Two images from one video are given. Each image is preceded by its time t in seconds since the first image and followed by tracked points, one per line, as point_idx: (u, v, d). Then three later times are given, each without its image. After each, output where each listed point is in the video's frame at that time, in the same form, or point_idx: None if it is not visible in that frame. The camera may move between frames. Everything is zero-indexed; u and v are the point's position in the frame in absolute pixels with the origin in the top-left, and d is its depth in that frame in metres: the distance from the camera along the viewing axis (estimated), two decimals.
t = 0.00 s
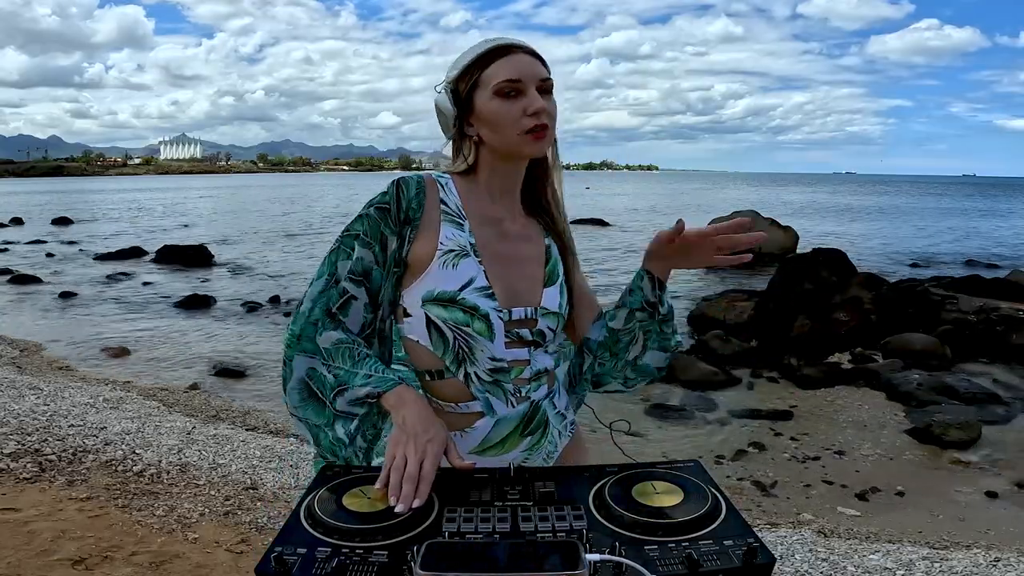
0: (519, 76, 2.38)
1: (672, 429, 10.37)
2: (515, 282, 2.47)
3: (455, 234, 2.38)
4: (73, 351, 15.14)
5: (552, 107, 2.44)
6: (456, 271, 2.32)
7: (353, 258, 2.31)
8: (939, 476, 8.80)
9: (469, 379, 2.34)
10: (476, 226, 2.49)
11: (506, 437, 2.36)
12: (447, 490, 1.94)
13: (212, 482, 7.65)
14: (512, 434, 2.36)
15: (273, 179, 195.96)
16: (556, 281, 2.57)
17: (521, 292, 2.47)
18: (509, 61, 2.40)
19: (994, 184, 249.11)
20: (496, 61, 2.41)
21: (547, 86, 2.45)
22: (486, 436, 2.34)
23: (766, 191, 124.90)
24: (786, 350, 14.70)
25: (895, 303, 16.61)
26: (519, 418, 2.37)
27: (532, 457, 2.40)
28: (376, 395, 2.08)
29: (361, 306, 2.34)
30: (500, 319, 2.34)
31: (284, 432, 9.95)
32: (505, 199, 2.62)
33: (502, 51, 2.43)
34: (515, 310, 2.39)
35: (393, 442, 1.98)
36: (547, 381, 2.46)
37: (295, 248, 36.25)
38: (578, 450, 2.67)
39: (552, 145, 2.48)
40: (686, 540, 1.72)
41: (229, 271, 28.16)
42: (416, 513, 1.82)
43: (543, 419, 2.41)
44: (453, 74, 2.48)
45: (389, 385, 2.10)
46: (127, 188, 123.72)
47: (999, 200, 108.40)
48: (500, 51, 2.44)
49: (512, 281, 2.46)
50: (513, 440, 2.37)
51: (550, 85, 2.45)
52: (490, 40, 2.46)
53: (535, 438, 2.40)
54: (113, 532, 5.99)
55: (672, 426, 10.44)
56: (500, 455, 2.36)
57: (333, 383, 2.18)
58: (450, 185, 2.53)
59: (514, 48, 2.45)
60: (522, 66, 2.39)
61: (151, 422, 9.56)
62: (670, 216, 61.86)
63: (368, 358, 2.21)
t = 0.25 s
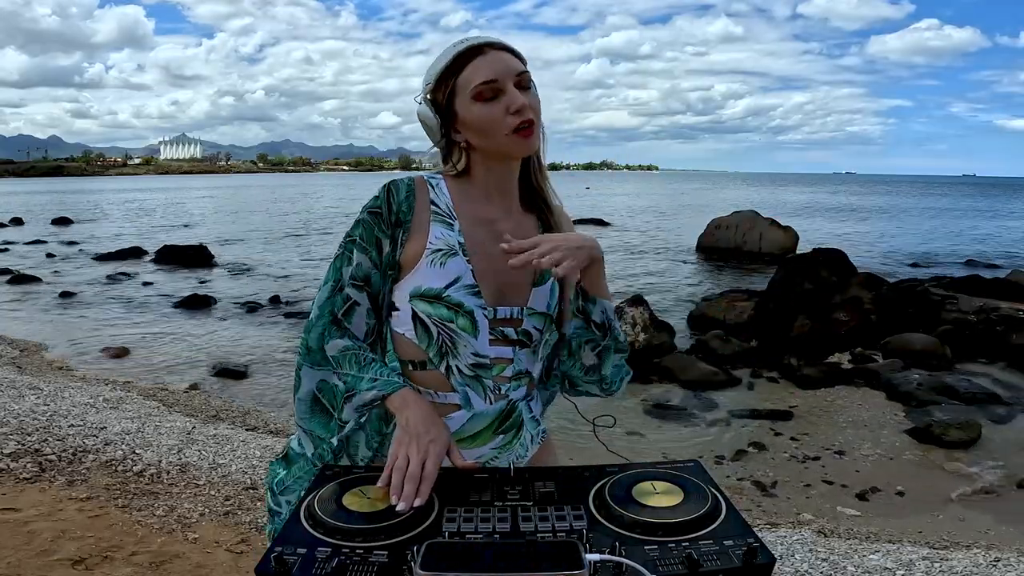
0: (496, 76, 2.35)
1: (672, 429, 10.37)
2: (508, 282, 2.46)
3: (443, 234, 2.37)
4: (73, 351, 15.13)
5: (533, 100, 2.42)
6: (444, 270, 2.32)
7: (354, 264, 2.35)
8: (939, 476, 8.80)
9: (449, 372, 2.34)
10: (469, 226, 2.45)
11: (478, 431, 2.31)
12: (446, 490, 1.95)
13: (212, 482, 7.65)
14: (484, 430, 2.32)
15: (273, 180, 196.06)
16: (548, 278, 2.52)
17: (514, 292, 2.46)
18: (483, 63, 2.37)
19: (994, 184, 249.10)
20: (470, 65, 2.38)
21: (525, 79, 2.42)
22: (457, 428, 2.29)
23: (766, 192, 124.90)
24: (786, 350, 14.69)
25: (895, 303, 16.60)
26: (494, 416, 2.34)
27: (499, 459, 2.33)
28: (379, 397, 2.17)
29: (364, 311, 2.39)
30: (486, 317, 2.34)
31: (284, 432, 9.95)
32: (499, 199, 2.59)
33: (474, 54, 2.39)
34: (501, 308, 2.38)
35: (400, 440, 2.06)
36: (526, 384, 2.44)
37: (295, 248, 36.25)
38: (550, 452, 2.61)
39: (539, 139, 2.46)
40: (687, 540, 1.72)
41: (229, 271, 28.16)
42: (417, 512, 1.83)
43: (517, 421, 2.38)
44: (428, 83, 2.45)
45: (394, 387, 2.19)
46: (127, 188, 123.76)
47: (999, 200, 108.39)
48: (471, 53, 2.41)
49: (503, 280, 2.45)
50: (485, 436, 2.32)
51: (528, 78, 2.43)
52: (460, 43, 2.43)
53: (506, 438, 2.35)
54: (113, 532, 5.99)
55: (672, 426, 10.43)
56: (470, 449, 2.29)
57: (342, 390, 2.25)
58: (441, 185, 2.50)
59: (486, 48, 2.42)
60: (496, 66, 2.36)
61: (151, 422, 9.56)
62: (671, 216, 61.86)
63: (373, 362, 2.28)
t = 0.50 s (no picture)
0: (463, 78, 2.32)
1: (671, 429, 10.38)
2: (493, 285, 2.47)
3: (422, 238, 2.45)
4: (73, 351, 15.13)
5: (504, 98, 2.37)
6: (422, 272, 2.41)
7: (344, 274, 2.45)
8: (939, 476, 8.79)
9: (430, 370, 2.42)
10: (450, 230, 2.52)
11: (451, 428, 2.38)
12: (446, 490, 1.95)
13: (212, 482, 7.65)
14: (456, 428, 2.39)
15: (272, 180, 196.04)
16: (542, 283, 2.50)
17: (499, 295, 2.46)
18: (450, 66, 2.34)
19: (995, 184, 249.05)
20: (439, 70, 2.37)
21: (496, 77, 2.37)
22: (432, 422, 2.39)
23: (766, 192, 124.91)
24: (786, 350, 14.69)
25: (895, 303, 16.60)
26: (468, 417, 2.40)
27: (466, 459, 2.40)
28: (376, 400, 2.25)
29: (357, 319, 2.49)
30: (467, 319, 2.40)
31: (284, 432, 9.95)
32: (487, 200, 2.57)
33: (443, 57, 2.37)
34: (484, 311, 2.42)
35: (398, 440, 2.10)
36: (512, 391, 2.46)
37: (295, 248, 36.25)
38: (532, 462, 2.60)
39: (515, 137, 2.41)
40: (687, 540, 1.72)
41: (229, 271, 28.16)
42: (417, 511, 1.83)
43: (494, 427, 2.41)
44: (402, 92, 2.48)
45: (390, 391, 2.27)
46: (127, 188, 123.75)
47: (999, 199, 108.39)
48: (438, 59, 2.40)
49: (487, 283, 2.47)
50: (456, 434, 2.39)
51: (499, 75, 2.38)
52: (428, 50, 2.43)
53: (479, 440, 2.40)
54: (113, 532, 5.99)
55: (671, 426, 10.44)
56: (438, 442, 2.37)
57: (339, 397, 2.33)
58: (422, 194, 2.57)
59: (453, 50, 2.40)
60: (463, 69, 2.33)
61: (151, 422, 9.56)
62: (671, 216, 61.85)
63: (369, 369, 2.38)
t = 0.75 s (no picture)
0: (438, 84, 2.35)
1: (671, 429, 10.38)
2: (481, 282, 2.49)
3: (412, 242, 2.55)
4: (74, 351, 15.14)
5: (481, 103, 2.37)
6: (409, 273, 2.50)
7: (355, 278, 2.61)
8: (939, 477, 8.79)
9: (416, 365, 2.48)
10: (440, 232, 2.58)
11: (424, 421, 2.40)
12: (446, 490, 1.95)
13: (212, 482, 7.66)
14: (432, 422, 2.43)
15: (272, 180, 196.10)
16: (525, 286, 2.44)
17: (488, 291, 2.47)
18: (427, 72, 2.37)
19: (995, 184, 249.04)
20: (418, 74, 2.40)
21: (473, 81, 2.37)
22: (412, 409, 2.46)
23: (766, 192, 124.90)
24: (786, 350, 14.70)
25: (895, 303, 16.60)
26: (445, 415, 2.42)
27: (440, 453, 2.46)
28: (383, 399, 2.27)
29: (372, 319, 2.61)
30: (444, 319, 2.42)
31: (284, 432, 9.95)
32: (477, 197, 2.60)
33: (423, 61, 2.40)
34: (462, 312, 2.41)
35: (400, 438, 2.10)
36: (496, 400, 2.44)
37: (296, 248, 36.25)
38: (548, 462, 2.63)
39: (493, 140, 2.42)
40: (688, 540, 1.72)
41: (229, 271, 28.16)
42: (418, 511, 1.83)
43: (469, 431, 2.43)
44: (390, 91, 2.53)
45: (397, 389, 2.29)
46: (127, 189, 123.83)
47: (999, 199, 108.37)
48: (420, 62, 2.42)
49: (475, 282, 2.50)
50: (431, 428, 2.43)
51: (478, 80, 2.37)
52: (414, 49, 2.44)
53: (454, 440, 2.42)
54: (113, 532, 5.98)
55: (671, 426, 10.44)
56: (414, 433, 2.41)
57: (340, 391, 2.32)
58: (421, 202, 2.68)
59: (436, 52, 2.41)
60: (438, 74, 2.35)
61: (151, 422, 9.56)
62: (671, 216, 61.85)
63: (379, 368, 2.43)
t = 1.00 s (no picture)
0: (443, 82, 2.32)
1: (671, 429, 10.39)
2: (481, 279, 2.50)
3: (422, 243, 2.58)
4: (74, 352, 15.14)
5: (482, 106, 2.34)
6: (419, 273, 2.53)
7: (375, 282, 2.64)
8: (939, 476, 8.79)
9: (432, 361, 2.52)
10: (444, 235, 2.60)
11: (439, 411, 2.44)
12: (447, 490, 1.95)
13: (212, 482, 7.66)
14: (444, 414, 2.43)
15: (272, 181, 196.31)
16: (524, 279, 2.41)
17: (486, 288, 2.47)
18: (434, 67, 2.34)
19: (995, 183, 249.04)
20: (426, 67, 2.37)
21: (480, 85, 2.34)
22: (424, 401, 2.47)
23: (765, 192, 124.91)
24: (786, 350, 14.70)
25: (895, 303, 16.62)
26: (455, 409, 2.42)
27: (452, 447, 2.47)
28: (389, 395, 2.29)
29: (394, 319, 2.61)
30: (451, 317, 2.44)
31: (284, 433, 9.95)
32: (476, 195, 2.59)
33: (434, 55, 2.37)
34: (465, 308, 2.43)
35: (402, 437, 2.09)
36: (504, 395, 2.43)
37: (296, 248, 36.26)
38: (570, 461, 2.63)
39: (492, 143, 2.40)
40: (687, 541, 1.72)
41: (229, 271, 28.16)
42: (418, 510, 1.83)
43: (480, 426, 2.43)
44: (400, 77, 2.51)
45: (404, 387, 2.30)
46: (127, 189, 124.05)
47: (999, 199, 108.37)
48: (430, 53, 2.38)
49: (476, 279, 2.50)
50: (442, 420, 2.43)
51: (484, 82, 2.33)
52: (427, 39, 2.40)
53: (467, 435, 2.43)
54: (113, 532, 5.98)
55: (671, 426, 10.45)
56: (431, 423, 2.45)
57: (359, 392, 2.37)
58: (432, 204, 2.71)
59: (448, 46, 2.36)
60: (445, 71, 2.31)
61: (151, 422, 9.56)
62: (671, 216, 61.84)
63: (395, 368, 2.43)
